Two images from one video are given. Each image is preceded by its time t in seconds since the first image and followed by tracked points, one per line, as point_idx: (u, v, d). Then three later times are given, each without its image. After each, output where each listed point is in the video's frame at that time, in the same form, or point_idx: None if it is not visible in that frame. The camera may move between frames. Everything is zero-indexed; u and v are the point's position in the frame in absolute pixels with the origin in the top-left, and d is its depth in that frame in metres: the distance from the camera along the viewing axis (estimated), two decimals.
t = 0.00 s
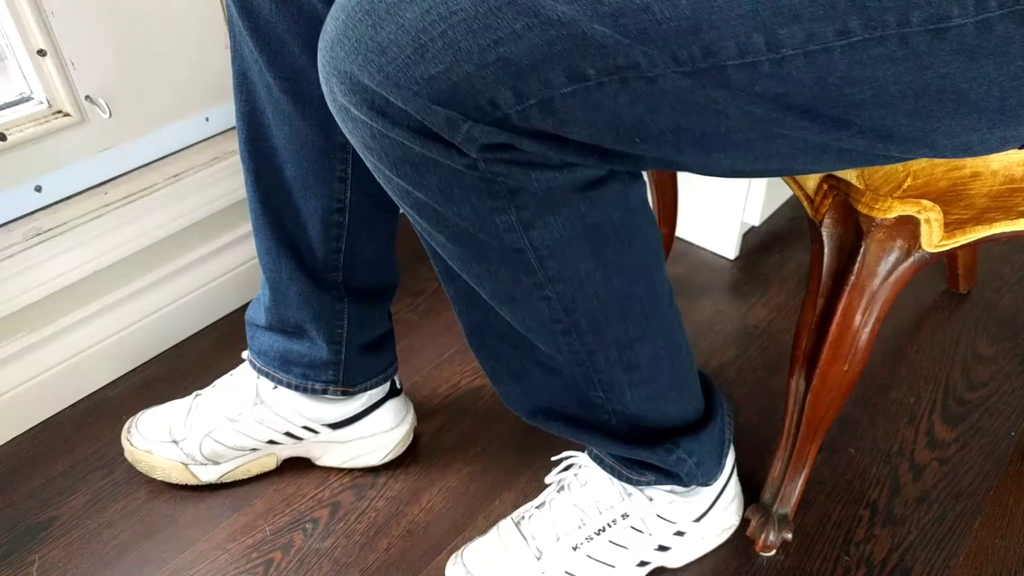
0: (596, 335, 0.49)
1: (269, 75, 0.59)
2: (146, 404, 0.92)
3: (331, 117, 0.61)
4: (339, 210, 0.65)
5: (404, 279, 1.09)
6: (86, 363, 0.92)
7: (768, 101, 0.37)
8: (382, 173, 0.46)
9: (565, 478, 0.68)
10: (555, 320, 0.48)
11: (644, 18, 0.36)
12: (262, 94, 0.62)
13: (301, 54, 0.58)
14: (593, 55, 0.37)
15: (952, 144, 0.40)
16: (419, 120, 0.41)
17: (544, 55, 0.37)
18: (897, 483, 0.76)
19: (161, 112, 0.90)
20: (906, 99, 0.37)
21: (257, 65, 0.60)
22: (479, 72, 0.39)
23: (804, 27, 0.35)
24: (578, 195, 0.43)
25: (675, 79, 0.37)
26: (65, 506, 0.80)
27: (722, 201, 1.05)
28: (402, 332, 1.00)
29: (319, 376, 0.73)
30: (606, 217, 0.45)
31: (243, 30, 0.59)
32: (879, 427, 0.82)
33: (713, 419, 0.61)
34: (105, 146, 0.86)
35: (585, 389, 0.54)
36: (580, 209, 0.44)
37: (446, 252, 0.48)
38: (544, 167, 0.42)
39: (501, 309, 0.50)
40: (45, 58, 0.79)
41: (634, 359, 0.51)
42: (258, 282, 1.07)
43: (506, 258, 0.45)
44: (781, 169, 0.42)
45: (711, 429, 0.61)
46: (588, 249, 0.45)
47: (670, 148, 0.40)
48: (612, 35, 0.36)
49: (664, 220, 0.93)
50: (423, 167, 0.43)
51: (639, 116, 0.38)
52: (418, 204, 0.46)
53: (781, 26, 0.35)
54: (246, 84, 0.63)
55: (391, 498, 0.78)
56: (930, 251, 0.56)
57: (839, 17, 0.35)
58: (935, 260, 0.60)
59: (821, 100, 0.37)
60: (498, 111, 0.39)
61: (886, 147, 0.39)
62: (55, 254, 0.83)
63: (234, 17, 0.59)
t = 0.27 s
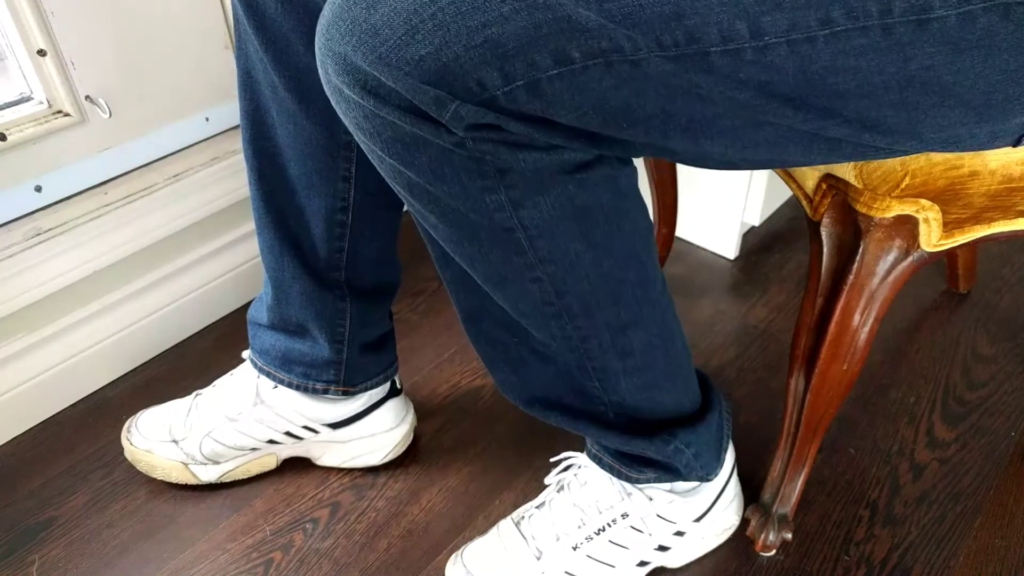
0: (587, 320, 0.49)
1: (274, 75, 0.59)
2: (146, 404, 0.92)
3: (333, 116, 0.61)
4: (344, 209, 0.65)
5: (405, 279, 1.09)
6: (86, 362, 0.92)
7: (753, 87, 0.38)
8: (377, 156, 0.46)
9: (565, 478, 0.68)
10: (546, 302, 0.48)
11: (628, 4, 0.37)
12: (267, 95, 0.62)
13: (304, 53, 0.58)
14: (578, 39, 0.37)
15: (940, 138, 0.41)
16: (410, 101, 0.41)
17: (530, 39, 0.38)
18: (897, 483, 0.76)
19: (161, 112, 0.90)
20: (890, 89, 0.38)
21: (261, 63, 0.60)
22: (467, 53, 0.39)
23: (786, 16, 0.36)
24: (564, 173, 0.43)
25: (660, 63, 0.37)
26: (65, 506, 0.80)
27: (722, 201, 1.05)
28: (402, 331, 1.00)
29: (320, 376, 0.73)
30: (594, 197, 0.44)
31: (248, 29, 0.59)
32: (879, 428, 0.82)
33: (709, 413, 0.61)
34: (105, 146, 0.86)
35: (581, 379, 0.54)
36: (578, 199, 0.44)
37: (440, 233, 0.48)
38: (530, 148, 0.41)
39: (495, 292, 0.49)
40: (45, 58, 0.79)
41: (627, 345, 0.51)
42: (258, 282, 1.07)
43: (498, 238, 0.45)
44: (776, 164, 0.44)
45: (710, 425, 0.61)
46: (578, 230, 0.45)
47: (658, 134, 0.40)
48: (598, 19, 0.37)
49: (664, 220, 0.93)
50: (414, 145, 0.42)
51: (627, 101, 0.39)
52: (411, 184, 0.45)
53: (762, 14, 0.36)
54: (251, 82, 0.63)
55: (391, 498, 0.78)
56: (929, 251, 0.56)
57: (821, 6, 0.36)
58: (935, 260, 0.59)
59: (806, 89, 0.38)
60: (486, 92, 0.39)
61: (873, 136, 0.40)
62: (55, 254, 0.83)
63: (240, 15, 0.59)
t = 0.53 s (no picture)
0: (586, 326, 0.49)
1: (268, 74, 0.59)
2: (145, 404, 0.92)
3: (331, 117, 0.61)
4: (338, 212, 0.65)
5: (404, 279, 1.09)
6: (86, 363, 0.92)
7: (754, 101, 0.38)
8: (371, 172, 0.46)
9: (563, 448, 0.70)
10: (534, 321, 0.49)
11: (628, 21, 0.36)
12: (262, 95, 0.62)
13: (301, 53, 0.58)
14: (578, 58, 0.37)
15: (943, 146, 0.40)
16: (408, 121, 0.40)
17: (530, 57, 0.38)
18: (897, 483, 0.76)
19: (161, 112, 0.90)
20: (892, 100, 0.37)
21: (257, 64, 0.60)
22: (468, 72, 0.38)
23: (788, 30, 0.35)
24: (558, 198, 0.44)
25: (658, 81, 0.37)
26: (65, 506, 0.80)
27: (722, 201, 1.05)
28: (402, 332, 1.00)
29: (314, 376, 0.73)
30: (583, 231, 0.45)
31: (243, 29, 0.59)
32: (879, 428, 0.82)
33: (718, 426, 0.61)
34: (105, 146, 0.86)
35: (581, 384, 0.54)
36: (576, 230, 0.45)
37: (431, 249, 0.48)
38: (520, 176, 0.42)
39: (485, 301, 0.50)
40: (45, 58, 0.79)
41: (621, 365, 0.51)
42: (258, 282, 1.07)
43: (485, 260, 0.46)
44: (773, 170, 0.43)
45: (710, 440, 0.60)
46: (565, 255, 0.45)
47: (660, 147, 0.41)
48: (597, 37, 0.37)
49: (663, 221, 0.93)
50: (408, 168, 0.43)
51: (626, 115, 0.39)
52: (404, 202, 0.46)
53: (764, 29, 0.35)
54: (246, 82, 0.63)
55: (391, 499, 0.78)
56: (929, 251, 0.56)
57: (822, 20, 0.35)
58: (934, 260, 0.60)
59: (807, 102, 0.37)
60: (486, 109, 0.39)
61: (874, 147, 0.40)
62: (55, 254, 0.83)
63: (235, 15, 0.59)
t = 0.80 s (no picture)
0: (586, 322, 0.49)
1: (275, 75, 0.59)
2: (145, 404, 0.92)
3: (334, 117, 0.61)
4: (344, 213, 0.65)
5: (404, 279, 1.09)
6: (86, 363, 0.92)
7: (743, 94, 0.38)
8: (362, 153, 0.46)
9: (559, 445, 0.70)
10: (520, 306, 0.48)
11: (620, 13, 0.37)
12: (268, 96, 0.62)
13: (307, 55, 0.58)
14: (571, 49, 0.37)
15: (937, 142, 0.41)
16: (401, 106, 0.40)
17: (525, 47, 0.37)
18: (897, 483, 0.76)
19: (161, 112, 0.90)
20: (882, 98, 0.37)
21: (263, 64, 0.60)
22: (463, 59, 0.38)
23: (777, 25, 0.36)
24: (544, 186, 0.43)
25: (649, 72, 0.37)
26: (65, 506, 0.80)
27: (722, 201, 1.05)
28: (402, 332, 1.00)
29: (318, 376, 0.74)
30: (567, 217, 0.44)
31: (249, 30, 0.59)
32: (879, 428, 0.82)
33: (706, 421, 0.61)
34: (105, 146, 0.86)
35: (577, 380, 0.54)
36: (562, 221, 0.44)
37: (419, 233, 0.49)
38: (508, 163, 0.41)
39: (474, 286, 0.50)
40: (45, 58, 0.79)
41: (606, 354, 0.51)
42: (258, 282, 1.07)
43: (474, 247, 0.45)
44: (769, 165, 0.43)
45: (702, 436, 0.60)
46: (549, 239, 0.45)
47: (655, 139, 0.41)
48: (588, 29, 0.37)
49: (664, 221, 0.93)
50: (399, 151, 0.43)
51: (617, 105, 0.39)
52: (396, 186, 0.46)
53: (753, 22, 0.36)
54: (252, 82, 0.63)
55: (391, 498, 0.78)
56: (928, 251, 0.56)
57: (811, 15, 0.35)
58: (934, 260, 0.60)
59: (797, 96, 0.38)
60: (480, 97, 0.39)
61: (865, 143, 0.40)
62: (55, 253, 0.83)
63: (241, 15, 0.59)
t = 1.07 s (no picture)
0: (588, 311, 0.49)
1: (272, 73, 0.59)
2: (145, 404, 0.92)
3: (333, 116, 0.61)
4: (341, 210, 0.65)
5: (404, 279, 1.09)
6: (86, 363, 0.92)
7: (754, 83, 0.38)
8: (366, 134, 0.46)
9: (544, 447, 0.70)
10: (529, 291, 0.48)
11: None
12: (266, 94, 0.62)
13: (304, 53, 0.58)
14: (582, 29, 0.37)
15: (940, 138, 0.41)
16: (409, 86, 0.40)
17: (533, 28, 0.37)
18: (897, 483, 0.76)
19: (161, 112, 0.90)
20: (892, 88, 0.38)
21: (261, 63, 0.60)
22: (470, 39, 0.38)
23: (792, 13, 0.36)
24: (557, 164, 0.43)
25: (661, 57, 0.37)
26: (65, 506, 0.80)
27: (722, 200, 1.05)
28: (402, 332, 1.00)
29: (317, 375, 0.73)
30: (581, 187, 0.44)
31: (247, 29, 0.59)
32: (879, 427, 0.82)
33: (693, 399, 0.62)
34: (106, 146, 0.86)
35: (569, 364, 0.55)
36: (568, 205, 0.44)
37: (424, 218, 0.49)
38: (521, 137, 0.41)
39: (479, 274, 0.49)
40: (45, 58, 0.79)
41: (613, 336, 0.51)
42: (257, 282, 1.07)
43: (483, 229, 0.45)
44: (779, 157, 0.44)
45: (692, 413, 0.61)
46: (563, 222, 0.44)
47: (660, 126, 0.41)
48: (600, 11, 0.37)
49: (663, 220, 0.93)
50: (405, 131, 0.43)
51: (626, 90, 0.39)
52: (400, 169, 0.46)
53: (769, 10, 0.36)
54: (249, 81, 0.63)
55: (391, 498, 0.78)
56: (928, 251, 0.56)
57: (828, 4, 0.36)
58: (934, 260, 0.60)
59: (808, 84, 0.38)
60: (486, 79, 0.38)
61: (872, 135, 0.41)
62: (55, 253, 0.83)
63: (238, 14, 0.59)
